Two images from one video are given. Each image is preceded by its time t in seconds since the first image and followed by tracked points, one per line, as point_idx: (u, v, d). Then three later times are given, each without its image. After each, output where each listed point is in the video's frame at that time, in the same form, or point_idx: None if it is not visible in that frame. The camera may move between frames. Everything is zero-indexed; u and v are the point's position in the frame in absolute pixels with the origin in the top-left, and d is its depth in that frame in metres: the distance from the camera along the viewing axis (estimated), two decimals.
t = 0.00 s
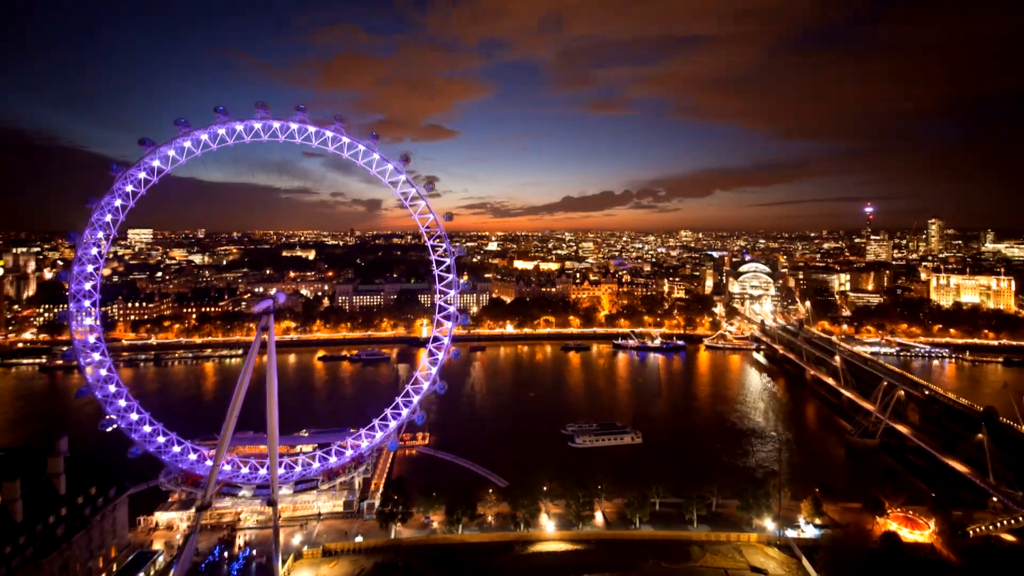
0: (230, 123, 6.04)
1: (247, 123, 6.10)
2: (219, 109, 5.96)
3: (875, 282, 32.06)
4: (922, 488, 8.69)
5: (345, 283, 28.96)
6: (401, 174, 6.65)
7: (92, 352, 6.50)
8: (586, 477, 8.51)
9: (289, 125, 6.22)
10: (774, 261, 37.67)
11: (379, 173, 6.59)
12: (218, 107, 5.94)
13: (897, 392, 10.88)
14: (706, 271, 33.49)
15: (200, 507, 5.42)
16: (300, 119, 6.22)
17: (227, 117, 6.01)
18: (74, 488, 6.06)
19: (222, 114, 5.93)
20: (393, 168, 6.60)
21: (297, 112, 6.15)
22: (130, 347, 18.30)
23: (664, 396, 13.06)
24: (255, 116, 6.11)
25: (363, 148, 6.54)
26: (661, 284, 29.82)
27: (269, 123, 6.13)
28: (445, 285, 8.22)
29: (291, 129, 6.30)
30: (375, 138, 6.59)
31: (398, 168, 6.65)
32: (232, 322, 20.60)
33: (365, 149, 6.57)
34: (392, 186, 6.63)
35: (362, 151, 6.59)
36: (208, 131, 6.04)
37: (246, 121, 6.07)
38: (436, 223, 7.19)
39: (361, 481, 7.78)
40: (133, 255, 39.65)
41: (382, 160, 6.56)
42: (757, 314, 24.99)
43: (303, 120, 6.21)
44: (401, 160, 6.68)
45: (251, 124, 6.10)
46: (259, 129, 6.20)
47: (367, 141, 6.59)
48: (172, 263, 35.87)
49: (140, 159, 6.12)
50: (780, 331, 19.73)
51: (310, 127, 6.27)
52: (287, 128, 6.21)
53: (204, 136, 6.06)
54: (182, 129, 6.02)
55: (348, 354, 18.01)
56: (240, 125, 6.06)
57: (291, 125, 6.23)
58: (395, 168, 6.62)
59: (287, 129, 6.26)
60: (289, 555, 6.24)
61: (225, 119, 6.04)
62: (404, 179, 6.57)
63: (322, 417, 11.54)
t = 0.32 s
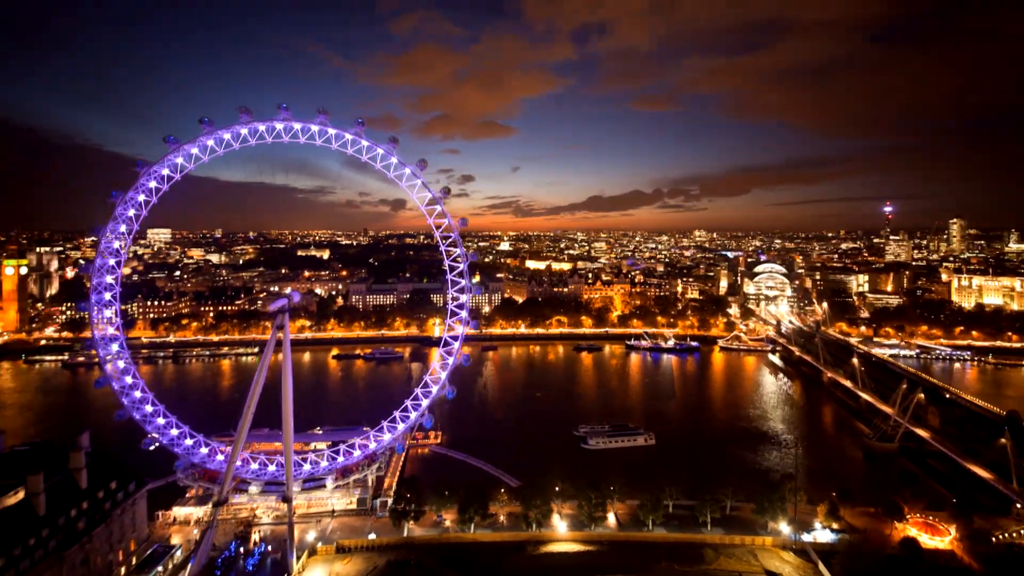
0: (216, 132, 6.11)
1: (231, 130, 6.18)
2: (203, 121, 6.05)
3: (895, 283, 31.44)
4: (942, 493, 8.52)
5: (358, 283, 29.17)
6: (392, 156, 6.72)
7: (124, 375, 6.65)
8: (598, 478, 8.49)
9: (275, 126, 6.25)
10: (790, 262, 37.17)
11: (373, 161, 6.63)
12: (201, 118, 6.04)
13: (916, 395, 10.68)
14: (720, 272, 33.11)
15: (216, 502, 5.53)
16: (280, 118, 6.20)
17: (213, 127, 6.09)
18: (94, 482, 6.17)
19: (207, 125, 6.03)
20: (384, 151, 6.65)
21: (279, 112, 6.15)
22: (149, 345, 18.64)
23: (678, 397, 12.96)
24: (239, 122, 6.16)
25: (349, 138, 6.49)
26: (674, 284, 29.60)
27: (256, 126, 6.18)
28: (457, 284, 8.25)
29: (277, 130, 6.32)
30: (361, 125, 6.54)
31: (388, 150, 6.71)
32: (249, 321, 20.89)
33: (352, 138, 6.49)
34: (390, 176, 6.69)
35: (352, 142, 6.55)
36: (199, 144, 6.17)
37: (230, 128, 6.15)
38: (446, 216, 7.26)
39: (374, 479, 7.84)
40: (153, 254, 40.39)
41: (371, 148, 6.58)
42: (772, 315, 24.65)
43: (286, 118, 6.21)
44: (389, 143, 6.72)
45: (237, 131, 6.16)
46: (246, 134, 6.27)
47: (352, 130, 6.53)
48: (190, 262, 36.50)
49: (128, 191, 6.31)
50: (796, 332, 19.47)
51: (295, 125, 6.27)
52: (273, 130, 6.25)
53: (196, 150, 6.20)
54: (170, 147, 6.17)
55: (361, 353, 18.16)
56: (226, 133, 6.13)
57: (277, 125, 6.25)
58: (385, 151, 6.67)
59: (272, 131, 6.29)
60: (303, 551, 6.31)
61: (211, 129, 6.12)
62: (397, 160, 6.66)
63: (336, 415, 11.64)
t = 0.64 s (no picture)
0: (201, 147, 6.25)
1: (213, 145, 6.30)
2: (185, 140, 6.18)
3: (915, 284, 30.77)
4: (964, 498, 8.33)
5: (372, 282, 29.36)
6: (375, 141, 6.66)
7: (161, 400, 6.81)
8: (611, 479, 8.44)
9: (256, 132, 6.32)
10: (806, 262, 36.60)
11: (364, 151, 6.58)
12: (182, 138, 6.18)
13: (937, 399, 10.47)
14: (735, 272, 32.74)
15: (233, 498, 5.61)
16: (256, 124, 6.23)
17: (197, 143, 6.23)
18: (114, 477, 6.29)
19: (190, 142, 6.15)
20: (367, 137, 6.54)
21: (256, 118, 6.18)
22: (168, 343, 18.97)
23: (692, 399, 12.85)
24: (219, 136, 6.26)
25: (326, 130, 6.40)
26: (688, 284, 29.34)
27: (236, 135, 6.25)
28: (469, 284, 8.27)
29: (259, 136, 6.39)
30: (338, 115, 6.38)
31: (370, 134, 6.62)
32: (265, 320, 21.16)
33: (331, 130, 6.41)
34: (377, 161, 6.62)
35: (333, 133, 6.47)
36: (187, 164, 6.35)
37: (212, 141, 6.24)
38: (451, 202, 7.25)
39: (387, 477, 7.89)
40: (171, 254, 41.10)
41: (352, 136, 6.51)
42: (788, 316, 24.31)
43: (262, 121, 6.23)
44: (369, 128, 6.63)
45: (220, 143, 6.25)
46: (231, 146, 6.37)
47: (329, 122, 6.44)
48: (207, 261, 37.03)
49: (117, 256, 6.54)
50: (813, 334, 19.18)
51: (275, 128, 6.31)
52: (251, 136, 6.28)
53: (186, 170, 6.40)
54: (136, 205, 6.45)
55: (375, 352, 18.29)
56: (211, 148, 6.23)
57: (240, 136, 6.32)
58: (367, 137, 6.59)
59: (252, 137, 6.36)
60: (318, 548, 6.38)
61: (194, 146, 6.27)
62: (379, 143, 6.51)
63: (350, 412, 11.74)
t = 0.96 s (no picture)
0: (201, 160, 6.56)
1: (214, 157, 6.63)
2: (185, 155, 6.50)
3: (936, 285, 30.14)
4: (987, 505, 8.14)
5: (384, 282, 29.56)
6: (370, 135, 6.83)
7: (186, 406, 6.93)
8: (623, 480, 8.40)
9: (253, 138, 6.64)
10: (823, 263, 36.05)
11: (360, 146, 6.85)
12: (183, 153, 6.50)
13: (958, 402, 10.26)
14: (750, 273, 32.38)
15: (248, 494, 5.70)
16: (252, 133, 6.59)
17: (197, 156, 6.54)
18: (134, 472, 6.41)
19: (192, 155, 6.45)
20: (362, 133, 6.82)
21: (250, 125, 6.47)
22: (186, 341, 19.29)
23: (705, 400, 12.75)
24: (218, 146, 6.56)
25: (320, 129, 6.67)
26: (702, 285, 29.09)
27: (234, 143, 6.59)
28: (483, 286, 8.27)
29: (256, 142, 6.71)
30: (330, 112, 6.62)
31: (365, 129, 6.83)
32: (279, 318, 21.46)
33: (325, 129, 6.68)
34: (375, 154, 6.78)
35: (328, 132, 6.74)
36: (190, 177, 6.60)
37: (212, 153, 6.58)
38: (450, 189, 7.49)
39: (400, 475, 7.93)
40: (189, 254, 41.80)
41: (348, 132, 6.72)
42: (804, 318, 23.99)
43: (257, 127, 6.54)
44: (361, 123, 6.81)
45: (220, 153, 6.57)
46: (230, 155, 6.70)
47: (324, 122, 6.71)
48: (224, 261, 37.59)
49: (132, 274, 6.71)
50: (830, 336, 18.90)
51: (271, 133, 6.62)
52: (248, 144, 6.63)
53: (190, 184, 6.63)
54: (144, 222, 6.62)
55: (387, 351, 18.39)
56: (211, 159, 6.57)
57: (238, 144, 6.62)
58: (363, 131, 6.81)
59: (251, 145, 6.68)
60: (332, 545, 6.44)
61: (195, 159, 6.55)
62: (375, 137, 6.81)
63: (362, 411, 11.83)
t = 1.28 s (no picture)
0: (192, 185, 6.68)
1: (205, 181, 6.74)
2: (178, 183, 6.66)
3: (957, 286, 29.53)
4: (1009, 511, 7.96)
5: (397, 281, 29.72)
6: (350, 129, 6.78)
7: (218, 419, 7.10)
8: (636, 482, 8.35)
9: (240, 155, 6.74)
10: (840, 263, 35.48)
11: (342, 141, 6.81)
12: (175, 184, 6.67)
13: (979, 406, 10.03)
14: (765, 274, 31.99)
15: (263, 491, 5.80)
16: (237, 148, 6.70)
17: (187, 183, 6.67)
18: (152, 468, 6.54)
19: (181, 183, 6.59)
20: (342, 128, 6.78)
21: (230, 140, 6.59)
22: (202, 339, 19.57)
23: (719, 402, 12.62)
24: (207, 169, 6.70)
25: (301, 132, 6.74)
26: (716, 286, 28.81)
27: (220, 162, 6.70)
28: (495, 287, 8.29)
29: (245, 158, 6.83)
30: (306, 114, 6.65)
31: (343, 123, 6.76)
32: (294, 317, 21.69)
33: (306, 131, 6.73)
34: (359, 146, 6.76)
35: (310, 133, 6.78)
36: (185, 206, 6.73)
37: (201, 176, 6.70)
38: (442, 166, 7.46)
39: (412, 474, 7.97)
40: (206, 253, 42.43)
41: (327, 130, 6.69)
42: (820, 319, 23.64)
43: (239, 143, 6.66)
44: (337, 118, 6.77)
45: (211, 174, 6.71)
46: (220, 175, 6.82)
47: (303, 126, 6.75)
48: (240, 260, 38.08)
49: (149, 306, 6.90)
50: (847, 337, 18.60)
51: (255, 146, 6.73)
52: (234, 161, 6.75)
53: (187, 211, 6.76)
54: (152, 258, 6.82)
55: (400, 350, 18.48)
56: (193, 194, 6.69)
57: (226, 163, 6.74)
58: (342, 126, 6.76)
59: (237, 161, 6.79)
60: (345, 541, 6.49)
61: (186, 186, 6.69)
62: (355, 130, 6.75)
63: (374, 410, 11.91)
